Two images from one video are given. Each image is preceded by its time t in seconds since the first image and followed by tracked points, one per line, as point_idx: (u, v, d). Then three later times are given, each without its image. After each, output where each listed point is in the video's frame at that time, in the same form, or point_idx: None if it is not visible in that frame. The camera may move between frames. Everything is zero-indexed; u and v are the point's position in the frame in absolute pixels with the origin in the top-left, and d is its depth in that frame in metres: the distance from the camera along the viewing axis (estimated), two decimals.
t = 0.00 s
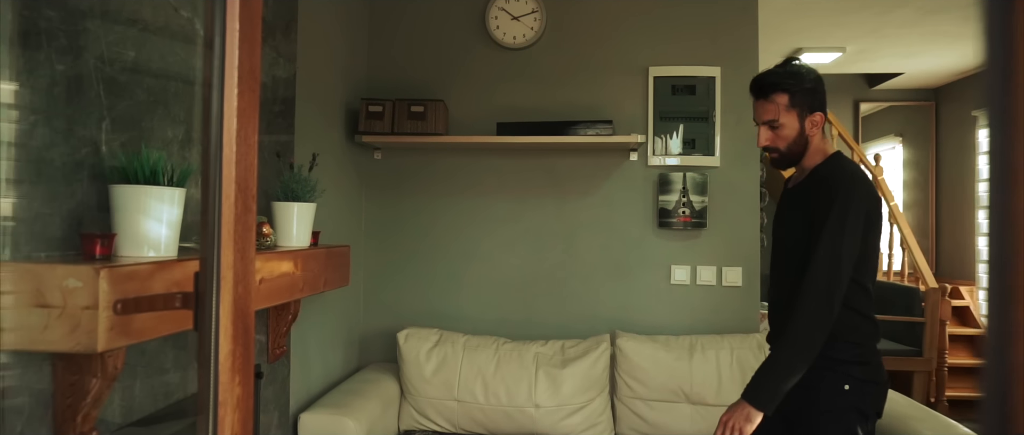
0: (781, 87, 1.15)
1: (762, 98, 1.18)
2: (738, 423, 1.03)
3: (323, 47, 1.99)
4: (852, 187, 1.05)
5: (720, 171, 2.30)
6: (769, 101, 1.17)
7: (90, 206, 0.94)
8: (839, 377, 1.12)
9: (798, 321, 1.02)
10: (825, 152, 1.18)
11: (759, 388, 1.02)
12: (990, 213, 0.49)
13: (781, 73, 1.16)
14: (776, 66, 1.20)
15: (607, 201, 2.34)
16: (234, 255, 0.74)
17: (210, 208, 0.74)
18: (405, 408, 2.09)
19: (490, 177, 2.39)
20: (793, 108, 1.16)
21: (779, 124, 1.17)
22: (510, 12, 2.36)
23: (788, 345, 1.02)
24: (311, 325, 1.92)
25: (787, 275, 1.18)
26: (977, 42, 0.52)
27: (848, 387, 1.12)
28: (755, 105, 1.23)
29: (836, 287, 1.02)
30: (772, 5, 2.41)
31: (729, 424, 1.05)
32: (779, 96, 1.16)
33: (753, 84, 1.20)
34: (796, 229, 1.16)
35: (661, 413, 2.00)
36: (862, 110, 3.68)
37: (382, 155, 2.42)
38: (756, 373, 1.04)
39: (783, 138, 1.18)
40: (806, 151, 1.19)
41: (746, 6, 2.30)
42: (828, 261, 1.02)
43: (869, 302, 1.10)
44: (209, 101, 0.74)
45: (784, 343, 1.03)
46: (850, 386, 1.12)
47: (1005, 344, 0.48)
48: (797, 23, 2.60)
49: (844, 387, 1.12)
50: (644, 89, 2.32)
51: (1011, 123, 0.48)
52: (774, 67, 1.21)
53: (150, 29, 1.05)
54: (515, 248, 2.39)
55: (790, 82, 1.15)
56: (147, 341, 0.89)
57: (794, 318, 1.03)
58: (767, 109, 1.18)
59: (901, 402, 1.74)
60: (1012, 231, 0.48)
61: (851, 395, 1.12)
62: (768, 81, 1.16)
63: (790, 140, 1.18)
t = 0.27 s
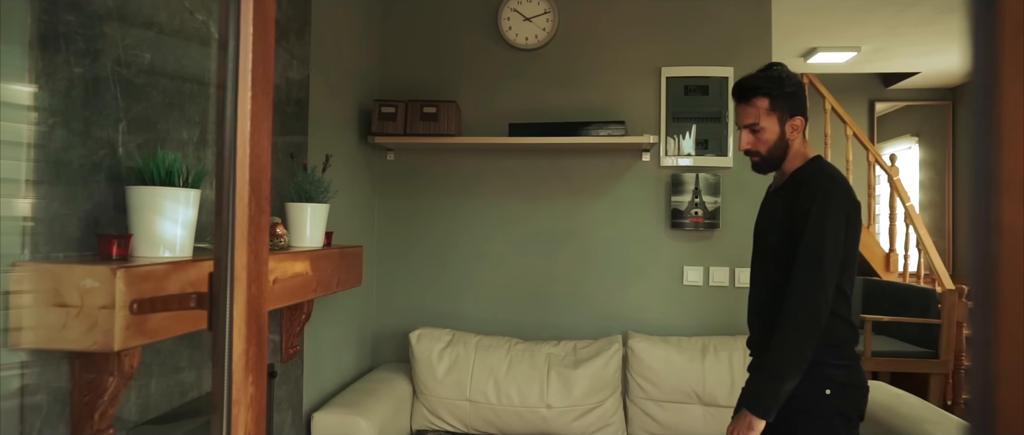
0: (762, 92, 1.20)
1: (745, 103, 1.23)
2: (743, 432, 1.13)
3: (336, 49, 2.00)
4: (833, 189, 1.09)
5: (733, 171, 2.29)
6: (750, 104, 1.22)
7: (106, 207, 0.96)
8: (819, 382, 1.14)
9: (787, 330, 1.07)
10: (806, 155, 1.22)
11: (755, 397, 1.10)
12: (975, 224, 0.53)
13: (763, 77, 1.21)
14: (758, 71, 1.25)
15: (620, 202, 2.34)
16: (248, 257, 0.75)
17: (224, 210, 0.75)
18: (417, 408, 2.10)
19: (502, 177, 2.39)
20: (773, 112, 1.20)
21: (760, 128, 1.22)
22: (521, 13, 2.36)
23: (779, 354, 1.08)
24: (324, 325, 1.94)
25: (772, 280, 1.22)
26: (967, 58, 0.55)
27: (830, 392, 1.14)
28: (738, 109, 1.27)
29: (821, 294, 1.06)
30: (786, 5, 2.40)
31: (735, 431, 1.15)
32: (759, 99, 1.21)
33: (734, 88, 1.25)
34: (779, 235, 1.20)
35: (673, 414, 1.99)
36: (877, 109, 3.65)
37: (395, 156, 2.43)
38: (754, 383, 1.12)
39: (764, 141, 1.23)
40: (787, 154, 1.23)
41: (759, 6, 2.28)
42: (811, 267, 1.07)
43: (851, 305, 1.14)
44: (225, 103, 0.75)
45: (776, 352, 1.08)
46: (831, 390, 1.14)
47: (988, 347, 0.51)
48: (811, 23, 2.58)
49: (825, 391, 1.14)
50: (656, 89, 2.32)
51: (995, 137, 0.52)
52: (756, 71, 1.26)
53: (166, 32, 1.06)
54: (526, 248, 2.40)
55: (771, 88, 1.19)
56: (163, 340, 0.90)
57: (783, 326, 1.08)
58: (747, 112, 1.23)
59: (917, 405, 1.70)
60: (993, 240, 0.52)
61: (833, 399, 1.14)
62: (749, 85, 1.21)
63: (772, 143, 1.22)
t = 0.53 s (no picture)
0: (740, 90, 1.29)
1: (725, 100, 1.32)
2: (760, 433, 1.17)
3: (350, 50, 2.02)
4: (810, 184, 1.16)
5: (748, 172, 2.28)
6: (728, 101, 1.31)
7: (125, 207, 0.97)
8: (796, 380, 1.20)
9: (784, 330, 1.13)
10: (782, 152, 1.30)
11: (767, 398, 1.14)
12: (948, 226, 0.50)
13: (741, 76, 1.30)
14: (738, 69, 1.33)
15: (634, 202, 2.33)
16: (263, 256, 0.76)
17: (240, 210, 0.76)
18: (431, 408, 2.11)
19: (516, 177, 2.40)
20: (751, 109, 1.29)
21: (738, 124, 1.31)
22: (535, 14, 2.37)
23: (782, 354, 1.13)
24: (338, 324, 1.95)
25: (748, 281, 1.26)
26: (948, 59, 0.52)
27: (804, 390, 1.20)
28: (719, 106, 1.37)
29: (813, 291, 1.13)
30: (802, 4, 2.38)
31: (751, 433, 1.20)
32: (738, 96, 1.30)
33: (716, 85, 1.34)
34: (755, 236, 1.25)
35: (688, 415, 1.99)
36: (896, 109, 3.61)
37: (410, 157, 2.45)
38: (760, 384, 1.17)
39: (742, 137, 1.32)
40: (766, 150, 1.31)
41: (774, 5, 2.27)
42: (800, 266, 1.13)
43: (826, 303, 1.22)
44: (240, 103, 0.76)
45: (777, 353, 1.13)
46: (804, 388, 1.20)
47: (971, 348, 0.49)
48: (827, 22, 2.56)
49: (801, 389, 1.20)
50: (670, 89, 2.31)
51: (975, 131, 0.49)
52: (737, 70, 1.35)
53: (183, 34, 1.08)
54: (540, 249, 2.40)
55: (749, 86, 1.28)
56: (180, 339, 0.92)
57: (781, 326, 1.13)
58: (727, 109, 1.32)
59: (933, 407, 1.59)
60: (971, 238, 0.49)
61: (807, 397, 1.20)
62: (728, 83, 1.30)
63: (749, 140, 1.31)
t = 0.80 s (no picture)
0: (720, 85, 1.31)
1: (705, 97, 1.34)
2: (741, 425, 1.18)
3: (367, 52, 2.03)
4: (789, 175, 1.18)
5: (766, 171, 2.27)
6: (709, 97, 1.33)
7: (146, 206, 0.99)
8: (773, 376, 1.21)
9: (767, 323, 1.14)
10: (763, 146, 1.32)
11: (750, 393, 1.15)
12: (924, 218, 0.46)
13: (722, 71, 1.32)
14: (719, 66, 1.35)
15: (650, 202, 2.33)
16: (280, 254, 0.76)
17: (258, 209, 0.77)
18: (447, 407, 2.12)
19: (533, 178, 2.40)
20: (732, 104, 1.31)
21: (719, 120, 1.33)
22: (551, 14, 2.37)
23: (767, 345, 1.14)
24: (355, 323, 1.96)
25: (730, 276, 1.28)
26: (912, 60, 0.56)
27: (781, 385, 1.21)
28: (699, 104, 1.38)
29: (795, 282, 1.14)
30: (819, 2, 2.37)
31: (733, 428, 1.20)
32: (718, 92, 1.32)
33: (696, 81, 1.36)
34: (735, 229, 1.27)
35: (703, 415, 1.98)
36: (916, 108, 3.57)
37: (426, 157, 2.46)
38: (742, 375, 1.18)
39: (723, 133, 1.34)
40: (747, 145, 1.33)
41: (792, 4, 2.26)
42: (782, 260, 1.14)
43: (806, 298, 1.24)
44: (258, 105, 0.77)
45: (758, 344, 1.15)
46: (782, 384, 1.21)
47: (939, 354, 0.44)
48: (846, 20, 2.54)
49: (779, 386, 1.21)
50: (687, 88, 2.31)
51: (946, 120, 0.45)
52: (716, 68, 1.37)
53: (202, 36, 1.09)
54: (555, 249, 2.40)
55: (729, 81, 1.30)
56: (200, 337, 0.93)
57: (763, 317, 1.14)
58: (707, 105, 1.34)
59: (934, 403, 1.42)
60: (944, 245, 0.45)
61: (782, 393, 1.21)
62: (708, 79, 1.32)
63: (731, 135, 1.33)
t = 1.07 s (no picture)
0: (709, 85, 1.31)
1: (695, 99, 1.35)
2: (715, 418, 1.16)
3: (386, 52, 2.05)
4: (785, 173, 1.18)
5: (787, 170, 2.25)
6: (699, 98, 1.34)
7: (169, 206, 1.01)
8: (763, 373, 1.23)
9: (747, 316, 1.14)
10: (755, 146, 1.32)
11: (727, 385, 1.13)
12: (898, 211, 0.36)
13: (711, 72, 1.32)
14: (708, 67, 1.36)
15: (669, 201, 2.32)
16: (299, 252, 0.77)
17: (278, 206, 0.78)
18: (466, 405, 2.13)
19: (551, 177, 2.41)
20: (722, 104, 1.31)
21: (710, 120, 1.33)
22: (569, 13, 2.36)
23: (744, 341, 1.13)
24: (374, 321, 1.98)
25: (726, 273, 1.29)
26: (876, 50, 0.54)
27: (770, 383, 1.22)
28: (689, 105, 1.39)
29: (779, 281, 1.13)
30: None
31: (707, 421, 1.18)
32: (708, 93, 1.32)
33: (687, 82, 1.36)
34: (729, 226, 1.28)
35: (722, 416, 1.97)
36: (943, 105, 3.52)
37: (445, 157, 2.48)
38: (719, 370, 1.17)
39: (715, 133, 1.34)
40: (739, 145, 1.33)
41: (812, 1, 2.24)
42: (769, 255, 1.14)
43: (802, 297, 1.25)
44: (278, 104, 0.79)
45: (738, 340, 1.14)
46: (772, 381, 1.22)
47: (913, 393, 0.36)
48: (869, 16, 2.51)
49: (768, 383, 1.22)
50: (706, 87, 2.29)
51: (924, 99, 0.35)
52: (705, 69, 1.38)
53: (225, 38, 1.10)
54: (573, 249, 2.40)
55: (718, 82, 1.31)
56: (221, 333, 0.95)
57: (745, 314, 1.14)
58: (698, 106, 1.34)
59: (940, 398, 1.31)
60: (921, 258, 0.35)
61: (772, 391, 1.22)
62: (697, 80, 1.33)
63: (722, 135, 1.33)
